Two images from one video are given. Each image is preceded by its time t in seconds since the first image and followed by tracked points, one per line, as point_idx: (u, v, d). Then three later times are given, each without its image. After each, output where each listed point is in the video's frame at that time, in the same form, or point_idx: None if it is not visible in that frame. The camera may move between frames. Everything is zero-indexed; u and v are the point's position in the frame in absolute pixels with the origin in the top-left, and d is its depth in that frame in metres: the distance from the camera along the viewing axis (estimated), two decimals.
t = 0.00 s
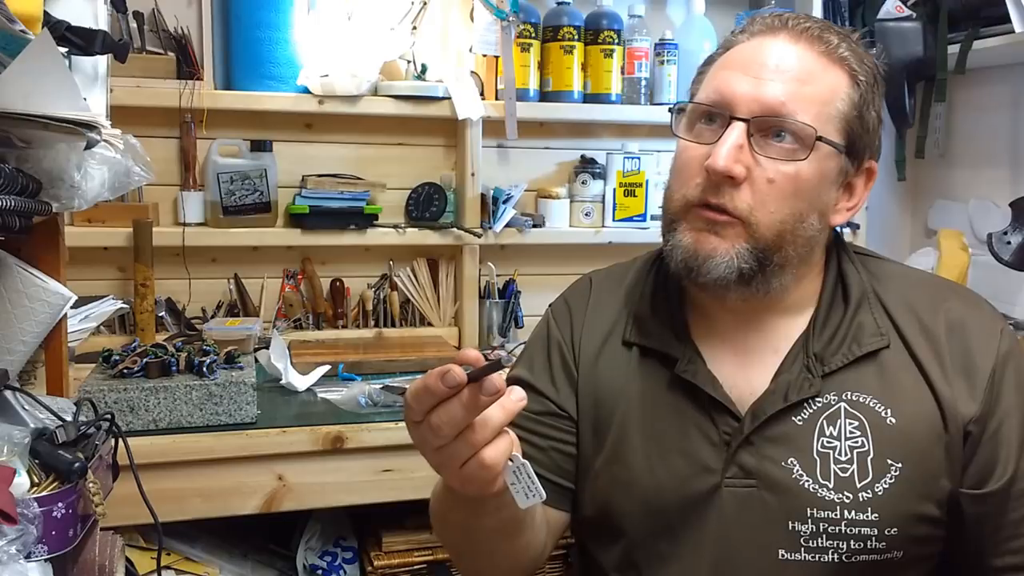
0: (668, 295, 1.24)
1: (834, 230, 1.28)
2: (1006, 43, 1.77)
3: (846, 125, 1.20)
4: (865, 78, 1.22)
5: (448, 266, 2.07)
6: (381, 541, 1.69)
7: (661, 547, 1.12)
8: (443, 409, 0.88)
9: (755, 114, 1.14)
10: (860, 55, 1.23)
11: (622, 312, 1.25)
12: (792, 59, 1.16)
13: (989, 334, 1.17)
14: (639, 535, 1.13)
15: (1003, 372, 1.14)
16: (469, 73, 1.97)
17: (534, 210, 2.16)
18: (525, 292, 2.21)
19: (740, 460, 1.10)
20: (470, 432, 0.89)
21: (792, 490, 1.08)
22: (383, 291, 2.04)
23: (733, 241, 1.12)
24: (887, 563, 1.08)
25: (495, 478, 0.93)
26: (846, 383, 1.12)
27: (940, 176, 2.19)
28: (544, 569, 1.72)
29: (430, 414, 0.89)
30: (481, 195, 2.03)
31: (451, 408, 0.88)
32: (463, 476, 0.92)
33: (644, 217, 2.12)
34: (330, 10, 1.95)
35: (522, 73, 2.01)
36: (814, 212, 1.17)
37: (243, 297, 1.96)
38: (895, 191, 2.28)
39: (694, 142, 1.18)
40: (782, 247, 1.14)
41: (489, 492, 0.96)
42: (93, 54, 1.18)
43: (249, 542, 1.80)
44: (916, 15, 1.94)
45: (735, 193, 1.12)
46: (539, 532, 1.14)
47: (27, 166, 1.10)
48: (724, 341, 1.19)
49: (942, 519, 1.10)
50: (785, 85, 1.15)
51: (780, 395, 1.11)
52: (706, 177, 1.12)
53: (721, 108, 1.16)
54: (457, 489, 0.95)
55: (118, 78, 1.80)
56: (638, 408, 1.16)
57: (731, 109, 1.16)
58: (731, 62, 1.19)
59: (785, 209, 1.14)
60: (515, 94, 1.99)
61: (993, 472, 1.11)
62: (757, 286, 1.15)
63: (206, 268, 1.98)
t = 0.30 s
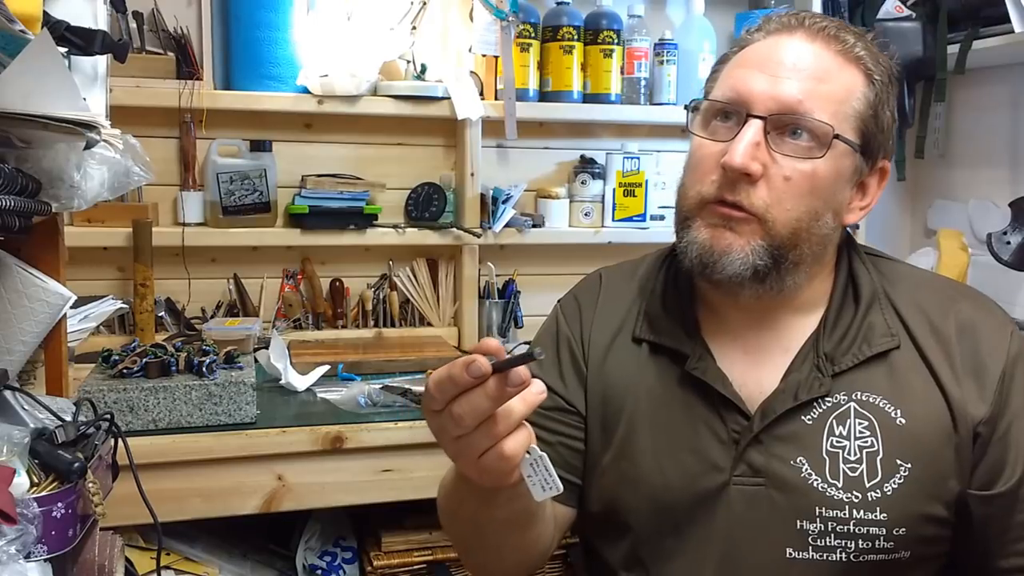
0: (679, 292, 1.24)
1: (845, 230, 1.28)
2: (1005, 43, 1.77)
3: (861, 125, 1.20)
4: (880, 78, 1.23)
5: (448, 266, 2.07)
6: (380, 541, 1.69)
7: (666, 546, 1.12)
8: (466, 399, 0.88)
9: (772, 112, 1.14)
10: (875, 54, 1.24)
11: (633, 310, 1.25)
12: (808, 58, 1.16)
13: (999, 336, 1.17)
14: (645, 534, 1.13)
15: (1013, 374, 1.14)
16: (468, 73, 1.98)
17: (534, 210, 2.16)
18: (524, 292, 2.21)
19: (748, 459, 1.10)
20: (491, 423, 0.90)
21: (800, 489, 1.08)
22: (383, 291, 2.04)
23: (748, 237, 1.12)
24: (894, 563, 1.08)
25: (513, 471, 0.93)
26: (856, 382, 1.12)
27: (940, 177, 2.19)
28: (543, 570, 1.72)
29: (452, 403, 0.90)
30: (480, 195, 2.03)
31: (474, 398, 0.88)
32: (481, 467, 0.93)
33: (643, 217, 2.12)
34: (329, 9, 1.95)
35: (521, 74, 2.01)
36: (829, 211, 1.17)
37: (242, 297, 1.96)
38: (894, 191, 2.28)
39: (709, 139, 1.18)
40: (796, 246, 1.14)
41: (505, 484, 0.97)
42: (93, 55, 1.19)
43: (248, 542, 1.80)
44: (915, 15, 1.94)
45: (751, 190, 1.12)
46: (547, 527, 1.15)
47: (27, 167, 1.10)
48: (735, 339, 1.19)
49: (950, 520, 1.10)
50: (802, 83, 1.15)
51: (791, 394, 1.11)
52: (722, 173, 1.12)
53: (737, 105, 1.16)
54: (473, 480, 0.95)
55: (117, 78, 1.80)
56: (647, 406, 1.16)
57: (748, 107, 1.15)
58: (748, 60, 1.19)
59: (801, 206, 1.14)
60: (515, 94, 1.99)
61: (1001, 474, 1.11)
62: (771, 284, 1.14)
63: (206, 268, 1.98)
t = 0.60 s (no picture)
0: (687, 290, 1.24)
1: (855, 231, 1.28)
2: (1004, 42, 1.78)
3: (872, 124, 1.20)
4: (891, 78, 1.23)
5: (447, 266, 2.08)
6: (380, 541, 1.69)
7: (671, 546, 1.12)
8: (485, 393, 0.89)
9: (784, 111, 1.14)
10: (887, 54, 1.24)
11: (640, 308, 1.25)
12: (819, 58, 1.16)
13: (1008, 339, 1.17)
14: (650, 533, 1.13)
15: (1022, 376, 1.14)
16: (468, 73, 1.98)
17: (533, 210, 2.16)
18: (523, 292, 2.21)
19: (756, 458, 1.10)
20: (510, 417, 0.91)
21: (807, 490, 1.08)
22: (382, 291, 2.04)
23: (760, 237, 1.12)
24: (901, 564, 1.08)
25: (528, 466, 0.94)
26: (864, 383, 1.13)
27: (940, 177, 2.19)
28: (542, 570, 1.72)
29: (470, 396, 0.90)
30: (480, 195, 2.03)
31: (493, 391, 0.88)
32: (496, 459, 0.94)
33: (643, 216, 2.12)
34: (329, 9, 1.95)
35: (520, 73, 2.01)
36: (840, 210, 1.17)
37: (242, 297, 1.96)
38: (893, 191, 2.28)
39: (720, 138, 1.18)
40: (807, 246, 1.14)
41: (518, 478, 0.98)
42: (93, 55, 1.19)
43: (247, 542, 1.79)
44: (915, 15, 1.94)
45: (763, 189, 1.12)
46: (554, 525, 1.15)
47: (26, 167, 1.10)
48: (743, 339, 1.19)
49: (956, 521, 1.10)
50: (814, 83, 1.15)
51: (799, 394, 1.11)
52: (734, 172, 1.12)
53: (749, 104, 1.16)
54: (486, 473, 0.96)
55: (116, 78, 1.80)
56: (655, 405, 1.16)
57: (761, 106, 1.15)
58: (760, 59, 1.19)
59: (813, 206, 1.14)
60: (515, 94, 1.99)
61: (1009, 475, 1.11)
62: (782, 283, 1.15)
63: (205, 268, 1.98)
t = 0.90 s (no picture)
0: (693, 290, 1.24)
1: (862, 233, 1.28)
2: (1003, 43, 1.78)
3: (880, 124, 1.20)
4: (900, 79, 1.23)
5: (446, 266, 2.08)
6: (379, 541, 1.69)
7: (675, 547, 1.12)
8: (507, 388, 0.89)
9: (794, 111, 1.14)
10: (897, 54, 1.24)
11: (646, 307, 1.25)
12: (828, 58, 1.16)
13: (1014, 341, 1.17)
14: (653, 533, 1.13)
15: None
16: (468, 73, 1.98)
17: (532, 210, 2.16)
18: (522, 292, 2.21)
19: (761, 458, 1.10)
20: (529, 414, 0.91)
21: (812, 490, 1.08)
22: (382, 291, 2.04)
23: (772, 248, 1.12)
24: (905, 565, 1.08)
25: (541, 463, 0.95)
26: (870, 384, 1.13)
27: (939, 177, 2.20)
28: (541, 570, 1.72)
29: (491, 391, 0.90)
30: (479, 195, 2.03)
31: (516, 388, 0.89)
32: (510, 455, 0.95)
33: (642, 216, 2.12)
34: (329, 9, 1.95)
35: (520, 73, 2.01)
36: (849, 211, 1.17)
37: (241, 297, 1.96)
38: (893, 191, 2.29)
39: (729, 137, 1.18)
40: (818, 248, 1.15)
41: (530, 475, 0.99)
42: (92, 55, 1.19)
43: (246, 542, 1.79)
44: (914, 14, 1.94)
45: (774, 190, 1.12)
46: (560, 523, 1.15)
47: (26, 167, 1.10)
48: (749, 340, 1.19)
49: (959, 522, 1.10)
50: (824, 82, 1.15)
51: (805, 395, 1.11)
52: (744, 172, 1.12)
53: (759, 103, 1.16)
54: (498, 467, 0.97)
55: (115, 78, 1.80)
56: (660, 405, 1.15)
57: (771, 106, 1.15)
58: (771, 58, 1.19)
59: (824, 207, 1.15)
60: (514, 94, 1.99)
61: (1014, 477, 1.11)
62: (793, 287, 1.15)
63: (204, 268, 1.98)
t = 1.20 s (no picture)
0: (693, 290, 1.24)
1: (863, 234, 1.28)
2: (1003, 43, 1.78)
3: (883, 125, 1.20)
4: (903, 79, 1.23)
5: (446, 266, 2.08)
6: (379, 541, 1.69)
7: (676, 550, 1.12)
8: (519, 359, 0.88)
9: (797, 113, 1.14)
10: (898, 53, 1.24)
11: (646, 308, 1.25)
12: (830, 58, 1.16)
13: (1016, 343, 1.17)
14: (654, 535, 1.13)
15: None
16: (468, 73, 1.98)
17: (532, 210, 2.16)
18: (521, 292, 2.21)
19: (761, 461, 1.10)
20: (539, 387, 0.91)
21: (813, 493, 1.08)
22: (381, 290, 2.05)
23: (774, 241, 1.12)
24: (906, 568, 1.08)
25: (547, 437, 0.96)
26: (871, 386, 1.13)
27: (938, 176, 2.20)
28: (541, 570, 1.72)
29: (502, 362, 0.90)
30: (479, 195, 2.03)
31: (529, 360, 0.88)
32: (517, 428, 0.95)
33: (641, 216, 2.12)
34: (329, 9, 1.95)
35: (519, 73, 2.01)
36: (851, 211, 1.17)
37: (241, 296, 1.96)
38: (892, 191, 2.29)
39: (730, 137, 1.18)
40: (821, 247, 1.15)
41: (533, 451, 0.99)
42: (92, 55, 1.19)
43: (246, 542, 1.80)
44: (913, 14, 1.93)
45: (778, 190, 1.11)
46: (560, 516, 1.15)
47: (25, 167, 1.10)
48: (750, 341, 1.19)
49: (960, 525, 1.10)
50: (826, 83, 1.16)
51: (805, 398, 1.11)
52: (746, 174, 1.12)
53: (761, 105, 1.16)
54: (503, 441, 0.97)
55: (115, 78, 1.80)
56: (660, 406, 1.16)
57: (774, 108, 1.15)
58: (773, 59, 1.19)
59: (828, 207, 1.15)
60: (514, 94, 1.99)
61: (1015, 479, 1.11)
62: (793, 284, 1.15)
63: (204, 268, 1.98)
